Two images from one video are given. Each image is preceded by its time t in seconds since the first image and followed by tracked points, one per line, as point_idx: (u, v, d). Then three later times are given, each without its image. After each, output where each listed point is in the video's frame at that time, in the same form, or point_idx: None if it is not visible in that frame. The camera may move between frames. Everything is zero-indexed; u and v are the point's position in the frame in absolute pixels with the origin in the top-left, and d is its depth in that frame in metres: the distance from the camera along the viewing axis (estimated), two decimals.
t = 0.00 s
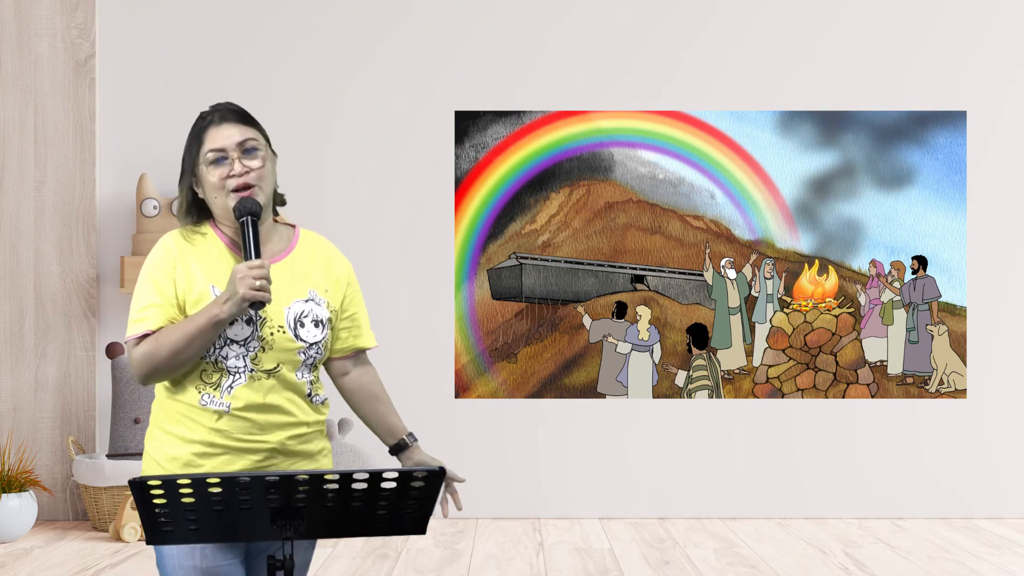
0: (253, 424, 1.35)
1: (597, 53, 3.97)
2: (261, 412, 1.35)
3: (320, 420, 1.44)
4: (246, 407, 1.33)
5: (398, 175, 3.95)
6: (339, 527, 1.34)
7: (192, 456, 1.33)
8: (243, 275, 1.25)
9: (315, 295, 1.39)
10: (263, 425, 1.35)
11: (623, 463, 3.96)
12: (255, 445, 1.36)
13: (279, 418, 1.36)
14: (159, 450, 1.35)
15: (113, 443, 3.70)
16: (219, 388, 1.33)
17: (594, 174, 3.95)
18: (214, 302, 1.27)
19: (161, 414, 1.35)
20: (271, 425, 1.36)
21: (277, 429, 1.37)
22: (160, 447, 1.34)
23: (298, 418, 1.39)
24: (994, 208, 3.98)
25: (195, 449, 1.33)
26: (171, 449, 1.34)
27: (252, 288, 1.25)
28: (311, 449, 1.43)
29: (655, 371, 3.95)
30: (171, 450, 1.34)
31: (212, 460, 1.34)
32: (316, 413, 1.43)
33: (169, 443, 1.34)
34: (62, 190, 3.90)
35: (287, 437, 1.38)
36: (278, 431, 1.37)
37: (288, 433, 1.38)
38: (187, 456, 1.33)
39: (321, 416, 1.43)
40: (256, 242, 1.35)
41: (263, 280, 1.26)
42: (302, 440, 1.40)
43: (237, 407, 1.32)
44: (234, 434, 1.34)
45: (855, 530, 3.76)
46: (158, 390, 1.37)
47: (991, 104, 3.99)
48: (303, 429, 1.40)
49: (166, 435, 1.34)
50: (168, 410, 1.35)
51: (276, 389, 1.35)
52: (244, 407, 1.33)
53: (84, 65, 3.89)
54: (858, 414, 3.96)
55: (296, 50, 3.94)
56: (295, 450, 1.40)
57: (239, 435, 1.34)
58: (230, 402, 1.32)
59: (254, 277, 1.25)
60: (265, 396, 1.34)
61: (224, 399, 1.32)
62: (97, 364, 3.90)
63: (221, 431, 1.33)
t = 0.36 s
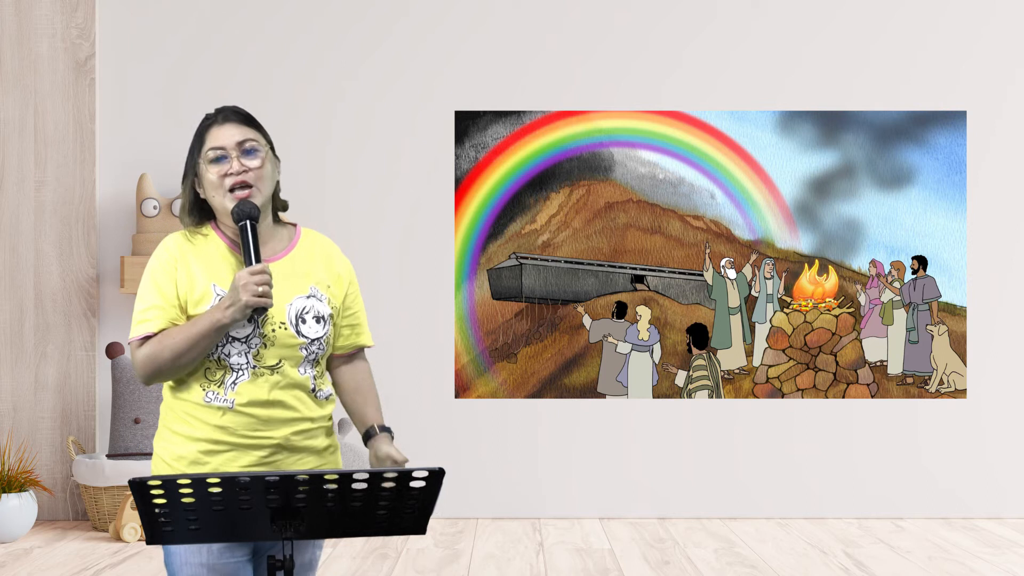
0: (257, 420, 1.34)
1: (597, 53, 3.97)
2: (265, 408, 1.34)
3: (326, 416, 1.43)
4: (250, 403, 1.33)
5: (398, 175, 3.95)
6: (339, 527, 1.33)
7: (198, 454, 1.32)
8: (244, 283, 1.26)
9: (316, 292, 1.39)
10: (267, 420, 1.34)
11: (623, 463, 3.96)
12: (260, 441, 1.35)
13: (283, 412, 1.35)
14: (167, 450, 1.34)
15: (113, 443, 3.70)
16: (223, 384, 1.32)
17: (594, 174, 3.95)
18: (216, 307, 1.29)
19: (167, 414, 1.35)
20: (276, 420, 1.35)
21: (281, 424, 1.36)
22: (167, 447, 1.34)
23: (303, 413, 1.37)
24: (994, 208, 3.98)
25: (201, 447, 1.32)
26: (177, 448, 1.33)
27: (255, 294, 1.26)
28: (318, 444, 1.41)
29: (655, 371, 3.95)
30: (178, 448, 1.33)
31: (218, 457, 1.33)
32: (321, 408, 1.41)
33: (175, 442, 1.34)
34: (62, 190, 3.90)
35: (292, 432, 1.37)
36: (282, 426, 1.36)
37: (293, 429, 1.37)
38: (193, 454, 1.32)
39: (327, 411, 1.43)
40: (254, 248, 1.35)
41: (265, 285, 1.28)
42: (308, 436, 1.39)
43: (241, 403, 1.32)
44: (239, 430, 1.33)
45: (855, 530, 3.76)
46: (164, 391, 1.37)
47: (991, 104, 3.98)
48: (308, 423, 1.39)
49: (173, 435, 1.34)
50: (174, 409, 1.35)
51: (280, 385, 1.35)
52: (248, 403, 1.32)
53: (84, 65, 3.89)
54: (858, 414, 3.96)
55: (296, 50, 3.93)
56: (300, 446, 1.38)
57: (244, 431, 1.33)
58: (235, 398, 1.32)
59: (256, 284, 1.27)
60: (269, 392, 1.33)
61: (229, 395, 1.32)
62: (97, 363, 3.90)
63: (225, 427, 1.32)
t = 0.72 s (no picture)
0: (257, 417, 1.33)
1: (597, 53, 3.97)
2: (265, 405, 1.34)
3: (328, 415, 1.42)
4: (249, 400, 1.32)
5: (398, 175, 3.96)
6: (340, 528, 1.33)
7: (199, 452, 1.33)
8: (236, 270, 1.26)
9: (318, 288, 1.38)
10: (267, 418, 1.34)
11: (623, 463, 3.96)
12: (261, 439, 1.34)
13: (283, 410, 1.35)
14: (168, 448, 1.35)
15: (113, 443, 3.70)
16: (221, 379, 1.32)
17: (594, 174, 3.95)
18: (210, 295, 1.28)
19: (168, 412, 1.36)
20: (275, 417, 1.35)
21: (281, 422, 1.35)
22: (168, 445, 1.35)
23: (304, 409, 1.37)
24: (994, 209, 3.98)
25: (202, 445, 1.32)
26: (178, 446, 1.33)
27: (247, 281, 1.26)
28: (319, 443, 1.41)
29: (655, 371, 3.95)
30: (179, 447, 1.33)
31: (220, 455, 1.33)
32: (323, 405, 1.40)
33: (176, 440, 1.34)
34: (62, 190, 3.90)
35: (292, 430, 1.36)
36: (283, 424, 1.35)
37: (293, 427, 1.36)
38: (194, 452, 1.33)
39: (327, 408, 1.41)
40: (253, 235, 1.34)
41: (257, 274, 1.27)
42: (308, 434, 1.38)
43: (241, 399, 1.32)
44: (239, 428, 1.33)
45: (855, 530, 3.76)
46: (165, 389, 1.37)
47: (991, 103, 3.98)
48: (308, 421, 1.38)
49: (173, 433, 1.34)
50: (175, 407, 1.35)
51: (279, 381, 1.34)
52: (247, 399, 1.32)
53: (84, 65, 3.89)
54: (857, 414, 3.96)
55: (296, 50, 3.93)
56: (301, 444, 1.38)
57: (244, 429, 1.33)
58: (234, 393, 1.32)
59: (248, 272, 1.26)
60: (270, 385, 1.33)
61: (228, 391, 1.32)
62: (97, 364, 3.90)
63: (225, 425, 1.32)
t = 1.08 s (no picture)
0: (256, 422, 1.33)
1: (597, 53, 3.97)
2: (264, 410, 1.34)
3: (328, 420, 1.42)
4: (248, 405, 1.32)
5: (398, 175, 3.96)
6: (339, 527, 1.33)
7: (198, 457, 1.32)
8: (236, 277, 1.25)
9: (320, 298, 1.39)
10: (266, 422, 1.34)
11: (623, 463, 3.96)
12: (260, 443, 1.34)
13: (281, 415, 1.35)
14: (167, 453, 1.35)
15: (113, 443, 3.70)
16: (221, 385, 1.32)
17: (594, 174, 3.95)
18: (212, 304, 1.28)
19: (168, 416, 1.36)
20: (275, 422, 1.34)
21: (281, 427, 1.35)
22: (168, 450, 1.34)
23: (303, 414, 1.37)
24: (994, 209, 3.98)
25: (201, 450, 1.32)
26: (177, 451, 1.33)
27: (247, 290, 1.25)
28: (319, 447, 1.41)
29: (655, 371, 3.95)
30: (178, 452, 1.33)
31: (220, 460, 1.33)
32: (323, 411, 1.40)
33: (175, 445, 1.34)
34: (62, 190, 3.90)
35: (291, 435, 1.36)
36: (281, 429, 1.35)
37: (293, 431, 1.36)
38: (194, 458, 1.32)
39: (329, 416, 1.42)
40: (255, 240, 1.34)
41: (258, 282, 1.27)
42: (307, 439, 1.38)
43: (240, 405, 1.32)
44: (238, 433, 1.33)
45: (855, 530, 3.76)
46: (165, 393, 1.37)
47: (991, 104, 3.98)
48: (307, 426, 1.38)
49: (173, 438, 1.34)
50: (174, 411, 1.35)
51: (279, 389, 1.34)
52: (245, 404, 1.32)
53: (84, 65, 3.89)
54: (858, 414, 3.96)
55: (296, 50, 3.94)
56: (300, 449, 1.37)
57: (243, 434, 1.33)
58: (232, 398, 1.32)
59: (249, 280, 1.26)
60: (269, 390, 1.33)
61: (226, 396, 1.32)
62: (97, 364, 3.91)
63: (225, 430, 1.32)
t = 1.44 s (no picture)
0: (257, 429, 1.33)
1: (597, 53, 3.97)
2: (265, 418, 1.34)
3: (328, 426, 1.42)
4: (250, 412, 1.32)
5: (398, 175, 3.95)
6: (340, 527, 1.33)
7: (198, 466, 1.32)
8: (235, 271, 1.26)
9: (321, 309, 1.38)
10: (268, 430, 1.34)
11: (623, 463, 3.96)
12: (262, 451, 1.34)
13: (283, 422, 1.35)
14: (166, 462, 1.34)
15: (113, 443, 3.70)
16: (221, 392, 1.32)
17: (594, 174, 3.95)
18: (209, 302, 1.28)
19: (165, 426, 1.35)
20: (275, 430, 1.34)
21: (281, 434, 1.35)
22: (166, 460, 1.33)
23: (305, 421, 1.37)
24: (994, 209, 3.98)
25: (201, 459, 1.32)
26: (176, 460, 1.32)
27: (246, 283, 1.26)
28: (320, 454, 1.41)
29: (655, 371, 3.95)
30: (177, 461, 1.32)
31: (221, 467, 1.33)
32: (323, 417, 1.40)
33: (174, 454, 1.33)
34: (62, 190, 3.90)
35: (292, 442, 1.36)
36: (282, 436, 1.35)
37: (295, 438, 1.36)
38: (194, 466, 1.32)
39: (330, 422, 1.42)
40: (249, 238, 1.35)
41: (257, 276, 1.27)
42: (309, 446, 1.38)
43: (241, 411, 1.32)
44: (240, 440, 1.33)
45: (855, 530, 3.76)
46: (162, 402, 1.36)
47: (991, 103, 3.98)
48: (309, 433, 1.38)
49: (171, 447, 1.33)
50: (172, 420, 1.34)
51: (279, 398, 1.34)
52: (247, 410, 1.32)
53: (84, 65, 3.89)
54: (857, 414, 3.96)
55: (296, 50, 3.94)
56: (301, 456, 1.38)
57: (245, 442, 1.33)
58: (234, 404, 1.32)
59: (247, 273, 1.26)
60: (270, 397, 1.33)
61: (227, 402, 1.32)
62: (97, 364, 3.91)
63: (226, 438, 1.32)
